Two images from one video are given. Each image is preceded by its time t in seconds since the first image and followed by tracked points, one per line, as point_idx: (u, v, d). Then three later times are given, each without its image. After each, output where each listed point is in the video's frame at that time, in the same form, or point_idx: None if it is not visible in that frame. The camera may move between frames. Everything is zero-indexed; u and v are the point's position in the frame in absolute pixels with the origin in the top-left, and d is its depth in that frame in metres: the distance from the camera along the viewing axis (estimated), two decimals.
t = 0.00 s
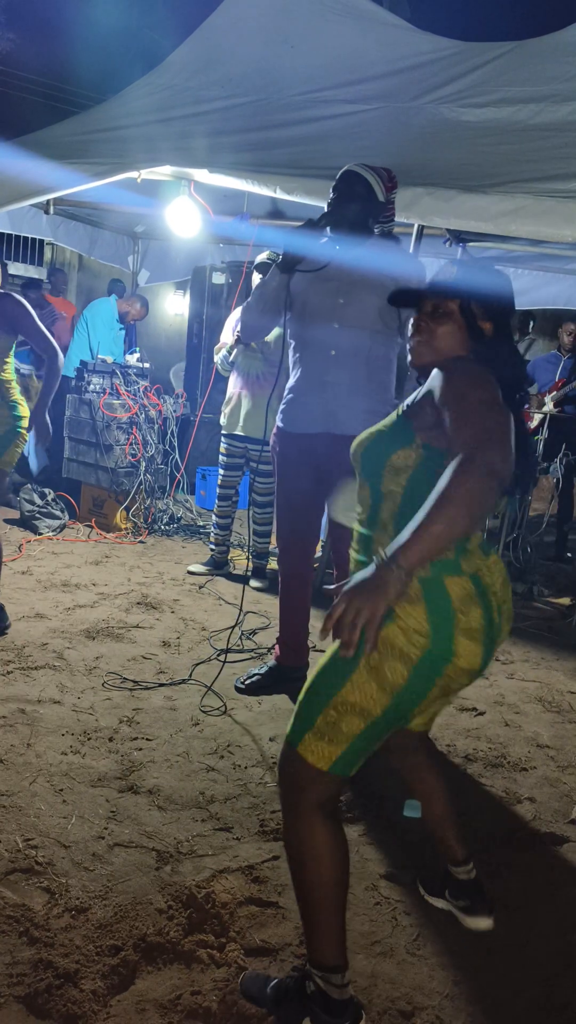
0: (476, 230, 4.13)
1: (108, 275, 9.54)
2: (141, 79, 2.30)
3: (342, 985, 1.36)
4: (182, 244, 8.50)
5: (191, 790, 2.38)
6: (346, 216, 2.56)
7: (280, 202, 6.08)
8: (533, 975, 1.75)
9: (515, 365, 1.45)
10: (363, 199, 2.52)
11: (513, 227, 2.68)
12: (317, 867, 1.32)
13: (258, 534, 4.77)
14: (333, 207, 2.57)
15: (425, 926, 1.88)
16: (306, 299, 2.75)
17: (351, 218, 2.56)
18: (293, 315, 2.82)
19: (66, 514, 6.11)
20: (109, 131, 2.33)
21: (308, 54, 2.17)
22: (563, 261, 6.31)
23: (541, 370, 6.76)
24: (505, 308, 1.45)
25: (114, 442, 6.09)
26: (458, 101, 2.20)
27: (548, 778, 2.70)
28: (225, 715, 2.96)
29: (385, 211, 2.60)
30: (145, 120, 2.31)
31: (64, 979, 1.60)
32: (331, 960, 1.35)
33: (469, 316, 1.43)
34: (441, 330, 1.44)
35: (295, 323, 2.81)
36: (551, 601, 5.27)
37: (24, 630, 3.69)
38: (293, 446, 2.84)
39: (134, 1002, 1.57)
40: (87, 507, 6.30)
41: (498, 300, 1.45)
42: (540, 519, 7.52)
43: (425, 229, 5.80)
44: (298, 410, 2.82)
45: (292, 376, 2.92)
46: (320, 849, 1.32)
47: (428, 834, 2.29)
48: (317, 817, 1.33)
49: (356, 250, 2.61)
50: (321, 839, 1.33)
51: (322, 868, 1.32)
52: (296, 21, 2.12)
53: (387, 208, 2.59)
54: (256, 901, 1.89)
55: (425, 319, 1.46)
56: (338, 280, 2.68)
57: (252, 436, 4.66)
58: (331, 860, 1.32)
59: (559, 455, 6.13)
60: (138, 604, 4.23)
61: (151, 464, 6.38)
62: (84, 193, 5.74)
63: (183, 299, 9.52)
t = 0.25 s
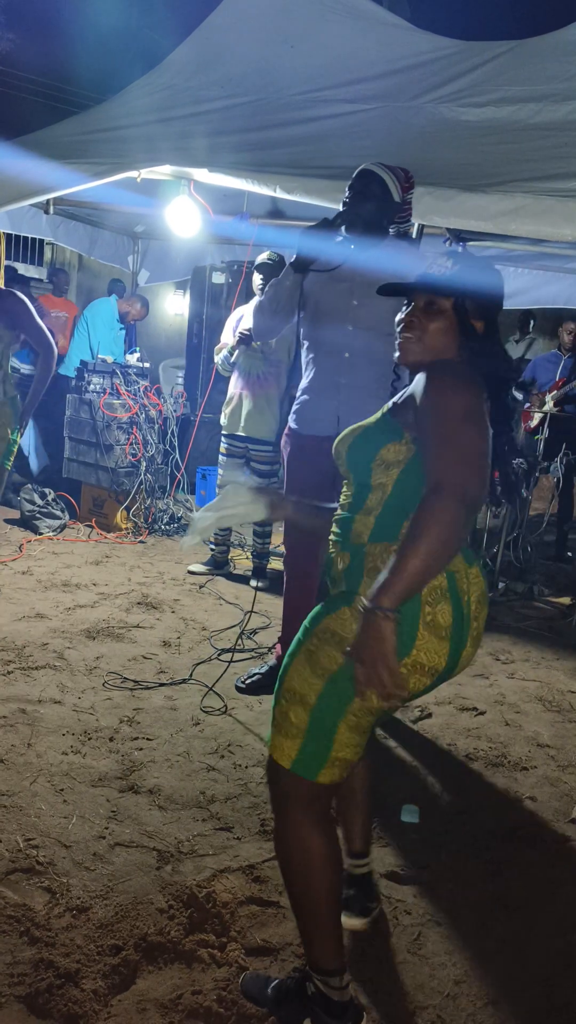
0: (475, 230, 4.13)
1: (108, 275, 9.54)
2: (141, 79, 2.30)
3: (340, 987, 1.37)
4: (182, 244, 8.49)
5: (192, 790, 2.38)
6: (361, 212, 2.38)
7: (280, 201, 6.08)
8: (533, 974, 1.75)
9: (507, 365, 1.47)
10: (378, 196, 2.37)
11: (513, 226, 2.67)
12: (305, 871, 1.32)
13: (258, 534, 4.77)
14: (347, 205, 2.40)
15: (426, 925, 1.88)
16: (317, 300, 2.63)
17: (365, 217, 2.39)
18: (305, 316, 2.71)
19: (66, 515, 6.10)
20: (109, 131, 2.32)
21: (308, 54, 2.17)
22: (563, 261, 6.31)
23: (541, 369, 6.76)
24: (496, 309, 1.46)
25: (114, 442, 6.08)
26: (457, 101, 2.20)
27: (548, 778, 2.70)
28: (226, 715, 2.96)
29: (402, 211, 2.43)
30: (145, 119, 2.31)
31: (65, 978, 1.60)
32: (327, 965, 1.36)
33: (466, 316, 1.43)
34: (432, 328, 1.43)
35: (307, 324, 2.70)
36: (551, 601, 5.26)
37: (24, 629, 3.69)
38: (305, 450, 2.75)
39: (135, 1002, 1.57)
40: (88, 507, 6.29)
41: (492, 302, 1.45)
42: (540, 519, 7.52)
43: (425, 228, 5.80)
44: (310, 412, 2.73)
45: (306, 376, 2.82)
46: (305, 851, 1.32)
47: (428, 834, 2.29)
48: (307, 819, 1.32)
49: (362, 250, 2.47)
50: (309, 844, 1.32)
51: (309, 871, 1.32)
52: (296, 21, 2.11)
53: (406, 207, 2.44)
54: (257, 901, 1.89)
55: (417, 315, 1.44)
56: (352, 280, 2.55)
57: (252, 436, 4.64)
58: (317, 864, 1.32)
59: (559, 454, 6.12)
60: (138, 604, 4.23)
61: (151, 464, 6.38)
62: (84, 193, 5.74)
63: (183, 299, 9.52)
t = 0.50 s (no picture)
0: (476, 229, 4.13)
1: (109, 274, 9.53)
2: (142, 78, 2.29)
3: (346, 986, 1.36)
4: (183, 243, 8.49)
5: (193, 789, 2.38)
6: (379, 213, 2.35)
7: (281, 200, 6.06)
8: (534, 974, 1.75)
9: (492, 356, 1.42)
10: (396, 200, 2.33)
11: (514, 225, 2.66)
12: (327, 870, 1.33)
13: (259, 533, 4.76)
14: (363, 207, 2.38)
15: (428, 925, 1.87)
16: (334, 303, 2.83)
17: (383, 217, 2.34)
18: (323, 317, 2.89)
19: (67, 514, 6.10)
20: (109, 130, 2.32)
21: (308, 53, 2.15)
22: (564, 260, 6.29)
23: (542, 368, 6.74)
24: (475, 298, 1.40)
25: (115, 442, 6.07)
26: (458, 100, 2.19)
27: (550, 778, 2.69)
28: (227, 714, 2.96)
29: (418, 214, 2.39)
30: (146, 118, 2.30)
31: (67, 978, 1.60)
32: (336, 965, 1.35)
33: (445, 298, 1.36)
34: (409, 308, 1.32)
35: (322, 323, 2.88)
36: (553, 600, 5.26)
37: (25, 629, 3.69)
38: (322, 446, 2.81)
39: (137, 1002, 1.56)
40: (89, 506, 6.29)
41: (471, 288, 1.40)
42: (541, 518, 7.51)
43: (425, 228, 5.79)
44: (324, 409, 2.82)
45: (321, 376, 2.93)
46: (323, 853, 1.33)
47: (429, 834, 2.28)
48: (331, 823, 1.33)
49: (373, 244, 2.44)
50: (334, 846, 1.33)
51: (332, 870, 1.32)
52: (296, 20, 2.09)
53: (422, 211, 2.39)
54: (259, 901, 1.89)
55: (393, 292, 1.34)
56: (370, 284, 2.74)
57: (252, 436, 4.63)
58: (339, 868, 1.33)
59: (560, 454, 6.11)
60: (140, 604, 4.22)
61: (152, 463, 6.38)
62: (85, 193, 5.73)
63: (184, 298, 9.51)
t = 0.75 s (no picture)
0: (477, 228, 4.13)
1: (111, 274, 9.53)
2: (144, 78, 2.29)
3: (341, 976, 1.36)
4: (184, 243, 8.49)
5: (195, 789, 2.38)
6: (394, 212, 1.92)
7: (282, 200, 6.07)
8: (535, 975, 1.74)
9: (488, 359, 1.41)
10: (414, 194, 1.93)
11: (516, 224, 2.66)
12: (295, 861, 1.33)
13: (261, 533, 4.76)
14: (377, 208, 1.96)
15: (430, 925, 1.87)
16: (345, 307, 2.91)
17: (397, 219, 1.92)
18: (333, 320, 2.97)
19: (69, 514, 6.10)
20: (111, 130, 2.32)
21: (311, 52, 2.16)
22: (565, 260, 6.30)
23: (544, 368, 6.74)
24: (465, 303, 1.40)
25: (116, 442, 6.07)
26: (459, 100, 2.19)
27: (551, 778, 2.69)
28: (229, 714, 2.96)
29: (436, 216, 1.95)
30: (147, 118, 2.31)
31: (69, 979, 1.60)
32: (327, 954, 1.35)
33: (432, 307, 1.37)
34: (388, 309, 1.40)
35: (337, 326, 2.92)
36: (555, 600, 5.25)
37: (27, 629, 3.69)
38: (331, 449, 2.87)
39: (139, 1001, 1.56)
40: (90, 507, 6.29)
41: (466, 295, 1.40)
42: (543, 519, 7.50)
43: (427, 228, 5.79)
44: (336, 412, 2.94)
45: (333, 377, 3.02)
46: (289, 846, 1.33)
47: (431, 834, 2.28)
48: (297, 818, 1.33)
49: (370, 249, 2.39)
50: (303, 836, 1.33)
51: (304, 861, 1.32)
52: (297, 19, 2.11)
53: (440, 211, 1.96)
54: (260, 901, 1.89)
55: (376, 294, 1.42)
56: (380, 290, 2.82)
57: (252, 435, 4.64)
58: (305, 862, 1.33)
59: (562, 454, 6.10)
60: (141, 604, 4.22)
61: (153, 463, 6.38)
62: (87, 193, 5.74)
63: (186, 298, 9.51)
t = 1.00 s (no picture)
0: (478, 230, 4.13)
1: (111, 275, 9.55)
2: (144, 78, 2.30)
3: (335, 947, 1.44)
4: (185, 243, 8.50)
5: (195, 790, 2.38)
6: (405, 218, 1.90)
7: (282, 201, 6.07)
8: (535, 976, 1.74)
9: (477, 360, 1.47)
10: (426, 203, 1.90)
11: (517, 224, 2.66)
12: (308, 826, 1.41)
13: (261, 533, 4.76)
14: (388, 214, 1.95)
15: (430, 925, 1.87)
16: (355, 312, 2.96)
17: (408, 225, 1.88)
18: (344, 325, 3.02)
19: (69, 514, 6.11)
20: (111, 130, 2.32)
21: (312, 53, 2.16)
22: (565, 261, 6.30)
23: (544, 369, 6.74)
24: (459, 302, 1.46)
25: (117, 442, 6.08)
26: (459, 100, 2.18)
27: (552, 779, 2.69)
28: (229, 715, 2.95)
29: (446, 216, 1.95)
30: (147, 118, 2.31)
31: (68, 980, 1.60)
32: (322, 928, 1.42)
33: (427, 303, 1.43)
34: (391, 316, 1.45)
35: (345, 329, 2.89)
36: (555, 601, 5.25)
37: (27, 629, 3.68)
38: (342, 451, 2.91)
39: (138, 1002, 1.56)
40: (91, 507, 6.29)
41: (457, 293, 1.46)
42: (543, 519, 7.51)
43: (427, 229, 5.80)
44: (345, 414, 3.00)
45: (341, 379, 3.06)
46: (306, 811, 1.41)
47: (431, 834, 2.28)
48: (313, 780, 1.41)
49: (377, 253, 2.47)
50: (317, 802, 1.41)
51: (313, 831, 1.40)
52: (297, 19, 2.12)
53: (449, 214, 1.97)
54: (260, 902, 1.89)
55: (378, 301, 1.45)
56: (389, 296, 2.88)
57: (252, 435, 4.64)
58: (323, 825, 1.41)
59: (562, 454, 6.11)
60: (142, 604, 4.22)
61: (154, 463, 6.38)
62: (87, 193, 5.75)
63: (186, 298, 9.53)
